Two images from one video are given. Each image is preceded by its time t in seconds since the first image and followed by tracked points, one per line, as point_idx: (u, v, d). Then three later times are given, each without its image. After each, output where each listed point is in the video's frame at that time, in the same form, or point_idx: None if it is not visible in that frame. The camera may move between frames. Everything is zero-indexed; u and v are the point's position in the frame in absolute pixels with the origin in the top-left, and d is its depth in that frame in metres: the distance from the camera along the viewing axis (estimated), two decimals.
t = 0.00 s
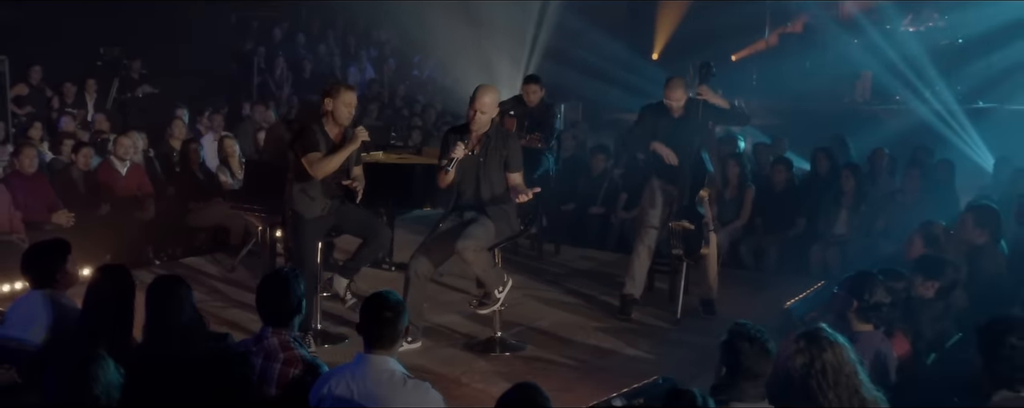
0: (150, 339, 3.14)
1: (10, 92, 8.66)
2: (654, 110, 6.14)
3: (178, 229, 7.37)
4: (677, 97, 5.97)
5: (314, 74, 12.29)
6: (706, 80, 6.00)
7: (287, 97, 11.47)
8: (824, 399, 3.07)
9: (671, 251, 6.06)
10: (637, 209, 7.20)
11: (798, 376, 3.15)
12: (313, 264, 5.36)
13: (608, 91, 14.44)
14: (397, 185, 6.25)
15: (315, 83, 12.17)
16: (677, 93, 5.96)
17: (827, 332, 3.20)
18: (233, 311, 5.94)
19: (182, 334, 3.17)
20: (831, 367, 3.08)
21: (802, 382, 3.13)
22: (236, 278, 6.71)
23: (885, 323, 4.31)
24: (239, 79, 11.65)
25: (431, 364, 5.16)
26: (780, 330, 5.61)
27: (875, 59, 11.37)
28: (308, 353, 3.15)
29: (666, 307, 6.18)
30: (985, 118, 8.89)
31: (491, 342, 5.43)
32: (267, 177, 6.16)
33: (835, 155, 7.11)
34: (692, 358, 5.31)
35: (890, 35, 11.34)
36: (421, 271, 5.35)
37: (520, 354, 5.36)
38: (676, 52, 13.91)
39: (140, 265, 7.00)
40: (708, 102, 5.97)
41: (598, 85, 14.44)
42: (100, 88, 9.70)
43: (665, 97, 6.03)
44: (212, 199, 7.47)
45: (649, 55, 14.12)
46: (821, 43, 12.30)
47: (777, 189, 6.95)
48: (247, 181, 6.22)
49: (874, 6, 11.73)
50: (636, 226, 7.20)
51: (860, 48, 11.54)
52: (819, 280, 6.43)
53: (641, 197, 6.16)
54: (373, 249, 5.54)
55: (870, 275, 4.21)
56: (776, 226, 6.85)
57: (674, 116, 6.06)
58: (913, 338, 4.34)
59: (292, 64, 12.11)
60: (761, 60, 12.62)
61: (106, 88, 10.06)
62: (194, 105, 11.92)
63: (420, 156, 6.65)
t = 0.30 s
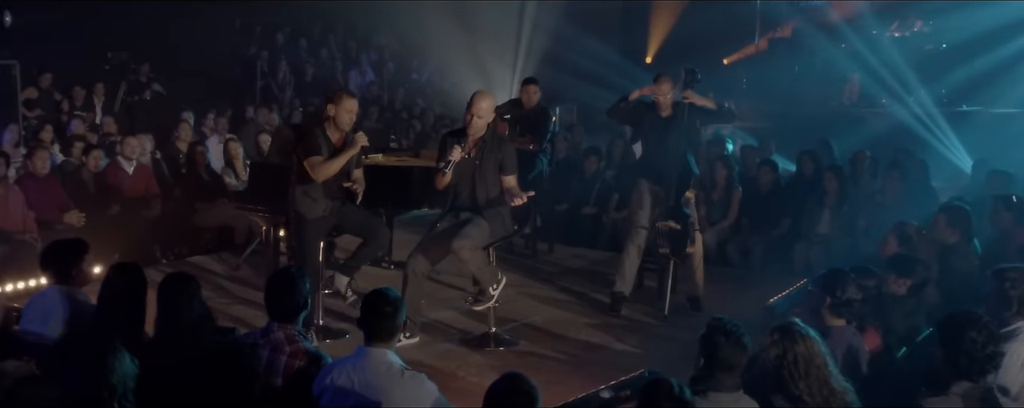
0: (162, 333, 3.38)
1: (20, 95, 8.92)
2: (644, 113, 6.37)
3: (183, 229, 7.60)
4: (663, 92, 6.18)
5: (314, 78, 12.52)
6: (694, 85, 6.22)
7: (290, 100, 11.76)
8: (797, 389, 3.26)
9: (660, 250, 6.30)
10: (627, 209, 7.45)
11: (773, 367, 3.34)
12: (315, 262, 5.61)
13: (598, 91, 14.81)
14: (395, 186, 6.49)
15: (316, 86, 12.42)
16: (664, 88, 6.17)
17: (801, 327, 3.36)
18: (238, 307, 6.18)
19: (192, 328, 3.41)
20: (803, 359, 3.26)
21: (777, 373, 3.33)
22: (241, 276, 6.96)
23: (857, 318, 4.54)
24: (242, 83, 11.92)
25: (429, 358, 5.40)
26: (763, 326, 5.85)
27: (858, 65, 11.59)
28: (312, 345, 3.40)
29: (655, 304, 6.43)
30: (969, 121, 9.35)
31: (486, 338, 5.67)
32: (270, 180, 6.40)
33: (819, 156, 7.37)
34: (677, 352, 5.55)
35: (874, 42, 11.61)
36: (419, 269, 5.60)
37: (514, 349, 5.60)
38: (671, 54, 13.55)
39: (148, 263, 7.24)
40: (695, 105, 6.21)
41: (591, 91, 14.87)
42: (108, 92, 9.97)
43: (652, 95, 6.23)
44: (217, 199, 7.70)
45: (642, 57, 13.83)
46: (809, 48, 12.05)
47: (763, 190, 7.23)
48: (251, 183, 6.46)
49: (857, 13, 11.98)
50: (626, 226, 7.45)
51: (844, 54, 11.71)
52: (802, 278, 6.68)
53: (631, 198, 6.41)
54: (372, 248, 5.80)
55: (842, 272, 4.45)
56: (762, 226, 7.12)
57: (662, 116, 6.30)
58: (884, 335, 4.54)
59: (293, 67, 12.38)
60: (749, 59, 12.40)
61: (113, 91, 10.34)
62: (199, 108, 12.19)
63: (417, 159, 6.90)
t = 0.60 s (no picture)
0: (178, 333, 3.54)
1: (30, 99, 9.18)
2: (634, 120, 6.63)
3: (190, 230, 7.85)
4: (652, 100, 6.44)
5: (315, 82, 12.76)
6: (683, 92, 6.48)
7: (292, 103, 12.05)
8: (773, 373, 3.42)
9: (649, 251, 6.55)
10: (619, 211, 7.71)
11: (755, 352, 3.50)
12: (317, 264, 5.85)
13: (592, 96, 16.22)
14: (395, 190, 6.72)
15: (317, 89, 12.70)
16: (653, 97, 6.44)
17: (782, 320, 3.55)
18: (243, 307, 6.43)
19: (206, 328, 3.57)
20: (781, 346, 3.42)
21: (757, 358, 3.49)
22: (245, 276, 7.21)
23: (832, 317, 4.79)
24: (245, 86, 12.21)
25: (427, 355, 5.65)
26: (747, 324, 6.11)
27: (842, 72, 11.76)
28: (318, 342, 3.63)
29: (644, 304, 6.68)
30: (954, 124, 9.91)
31: (481, 336, 5.92)
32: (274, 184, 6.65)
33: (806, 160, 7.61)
34: (664, 350, 5.80)
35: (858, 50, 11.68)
36: (417, 270, 5.85)
37: (508, 347, 5.84)
38: (659, 63, 15.87)
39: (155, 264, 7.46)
40: (684, 112, 6.47)
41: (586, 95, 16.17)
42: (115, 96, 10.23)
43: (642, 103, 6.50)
44: (222, 202, 7.93)
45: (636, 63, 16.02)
46: (796, 54, 12.50)
47: (751, 192, 7.49)
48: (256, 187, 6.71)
49: (840, 22, 12.35)
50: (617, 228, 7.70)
51: (830, 61, 11.91)
52: (786, 278, 6.95)
53: (621, 202, 6.65)
54: (373, 250, 6.05)
55: (817, 274, 4.72)
56: (749, 229, 7.40)
57: (652, 121, 6.58)
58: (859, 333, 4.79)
59: (295, 71, 12.65)
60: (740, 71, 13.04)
61: (120, 95, 10.62)
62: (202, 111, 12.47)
63: (416, 163, 7.14)
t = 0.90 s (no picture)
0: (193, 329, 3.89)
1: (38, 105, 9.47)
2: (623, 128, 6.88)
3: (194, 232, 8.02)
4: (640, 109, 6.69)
5: (313, 87, 12.98)
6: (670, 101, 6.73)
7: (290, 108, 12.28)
8: (772, 353, 3.70)
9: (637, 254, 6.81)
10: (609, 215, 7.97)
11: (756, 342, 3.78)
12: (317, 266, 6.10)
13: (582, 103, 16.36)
14: (393, 196, 6.97)
15: (316, 93, 12.91)
16: (642, 105, 6.69)
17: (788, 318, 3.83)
18: (246, 307, 6.70)
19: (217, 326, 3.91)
20: (783, 336, 3.70)
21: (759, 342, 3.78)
22: (248, 277, 7.48)
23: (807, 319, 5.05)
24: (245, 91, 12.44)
25: (423, 354, 5.91)
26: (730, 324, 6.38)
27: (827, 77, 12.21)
28: (321, 341, 3.90)
29: (632, 304, 6.95)
30: (933, 130, 10.38)
31: (475, 336, 6.18)
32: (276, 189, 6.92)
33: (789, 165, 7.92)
34: (650, 349, 6.06)
35: (841, 59, 12.13)
36: (413, 272, 6.10)
37: (500, 346, 6.10)
38: (651, 66, 15.98)
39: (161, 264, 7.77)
40: (671, 120, 6.72)
41: (576, 101, 16.33)
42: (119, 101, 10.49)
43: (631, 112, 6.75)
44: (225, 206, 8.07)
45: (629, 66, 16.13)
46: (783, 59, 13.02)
47: (736, 197, 7.75)
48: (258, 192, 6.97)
49: (822, 29, 12.83)
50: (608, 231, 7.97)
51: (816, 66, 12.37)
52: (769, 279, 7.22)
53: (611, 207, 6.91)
54: (371, 253, 6.32)
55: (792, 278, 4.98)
56: (734, 231, 7.63)
57: (640, 129, 6.82)
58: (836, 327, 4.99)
59: (294, 75, 12.87)
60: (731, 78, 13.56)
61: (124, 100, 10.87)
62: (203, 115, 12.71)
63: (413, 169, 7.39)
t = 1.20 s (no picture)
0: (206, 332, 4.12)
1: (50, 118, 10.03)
2: (614, 138, 7.16)
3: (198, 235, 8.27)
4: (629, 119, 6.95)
5: (313, 92, 13.25)
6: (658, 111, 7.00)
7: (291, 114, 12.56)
8: (765, 359, 3.95)
9: (626, 259, 7.10)
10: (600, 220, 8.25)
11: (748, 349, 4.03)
12: (319, 271, 6.37)
13: (572, 110, 16.83)
14: (391, 203, 7.25)
15: (315, 97, 13.18)
16: (631, 115, 6.94)
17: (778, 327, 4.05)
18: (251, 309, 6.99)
19: (228, 330, 4.14)
20: (771, 344, 3.96)
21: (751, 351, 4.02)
22: (251, 280, 7.77)
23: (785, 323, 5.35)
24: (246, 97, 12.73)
25: (421, 355, 6.20)
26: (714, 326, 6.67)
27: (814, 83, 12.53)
28: (324, 345, 4.18)
29: (621, 307, 7.24)
30: (919, 134, 10.72)
31: (471, 337, 6.46)
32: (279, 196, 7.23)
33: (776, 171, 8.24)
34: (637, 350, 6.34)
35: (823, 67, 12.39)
36: (411, 277, 6.37)
37: (495, 347, 6.38)
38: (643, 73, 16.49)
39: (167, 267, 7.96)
40: (658, 129, 6.99)
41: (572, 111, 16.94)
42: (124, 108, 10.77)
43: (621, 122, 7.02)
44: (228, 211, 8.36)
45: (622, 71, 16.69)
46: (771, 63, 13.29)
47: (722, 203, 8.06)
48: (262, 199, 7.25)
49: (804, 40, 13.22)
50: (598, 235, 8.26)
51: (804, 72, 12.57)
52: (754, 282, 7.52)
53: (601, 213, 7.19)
54: (370, 258, 6.61)
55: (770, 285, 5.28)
56: (721, 236, 7.93)
57: (629, 139, 7.09)
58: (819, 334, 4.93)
59: (294, 81, 13.13)
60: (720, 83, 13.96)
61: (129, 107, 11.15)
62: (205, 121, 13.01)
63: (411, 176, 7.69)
